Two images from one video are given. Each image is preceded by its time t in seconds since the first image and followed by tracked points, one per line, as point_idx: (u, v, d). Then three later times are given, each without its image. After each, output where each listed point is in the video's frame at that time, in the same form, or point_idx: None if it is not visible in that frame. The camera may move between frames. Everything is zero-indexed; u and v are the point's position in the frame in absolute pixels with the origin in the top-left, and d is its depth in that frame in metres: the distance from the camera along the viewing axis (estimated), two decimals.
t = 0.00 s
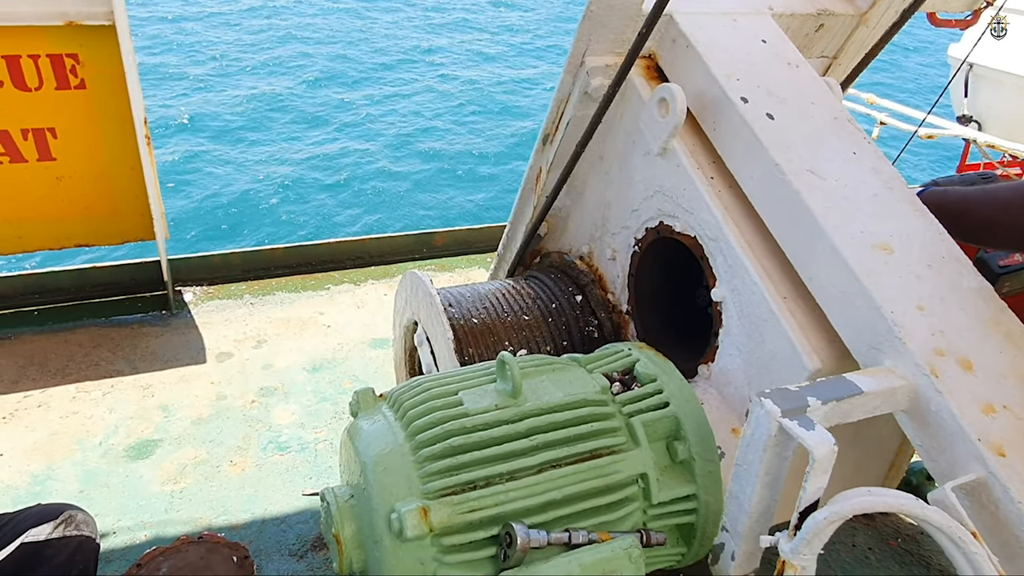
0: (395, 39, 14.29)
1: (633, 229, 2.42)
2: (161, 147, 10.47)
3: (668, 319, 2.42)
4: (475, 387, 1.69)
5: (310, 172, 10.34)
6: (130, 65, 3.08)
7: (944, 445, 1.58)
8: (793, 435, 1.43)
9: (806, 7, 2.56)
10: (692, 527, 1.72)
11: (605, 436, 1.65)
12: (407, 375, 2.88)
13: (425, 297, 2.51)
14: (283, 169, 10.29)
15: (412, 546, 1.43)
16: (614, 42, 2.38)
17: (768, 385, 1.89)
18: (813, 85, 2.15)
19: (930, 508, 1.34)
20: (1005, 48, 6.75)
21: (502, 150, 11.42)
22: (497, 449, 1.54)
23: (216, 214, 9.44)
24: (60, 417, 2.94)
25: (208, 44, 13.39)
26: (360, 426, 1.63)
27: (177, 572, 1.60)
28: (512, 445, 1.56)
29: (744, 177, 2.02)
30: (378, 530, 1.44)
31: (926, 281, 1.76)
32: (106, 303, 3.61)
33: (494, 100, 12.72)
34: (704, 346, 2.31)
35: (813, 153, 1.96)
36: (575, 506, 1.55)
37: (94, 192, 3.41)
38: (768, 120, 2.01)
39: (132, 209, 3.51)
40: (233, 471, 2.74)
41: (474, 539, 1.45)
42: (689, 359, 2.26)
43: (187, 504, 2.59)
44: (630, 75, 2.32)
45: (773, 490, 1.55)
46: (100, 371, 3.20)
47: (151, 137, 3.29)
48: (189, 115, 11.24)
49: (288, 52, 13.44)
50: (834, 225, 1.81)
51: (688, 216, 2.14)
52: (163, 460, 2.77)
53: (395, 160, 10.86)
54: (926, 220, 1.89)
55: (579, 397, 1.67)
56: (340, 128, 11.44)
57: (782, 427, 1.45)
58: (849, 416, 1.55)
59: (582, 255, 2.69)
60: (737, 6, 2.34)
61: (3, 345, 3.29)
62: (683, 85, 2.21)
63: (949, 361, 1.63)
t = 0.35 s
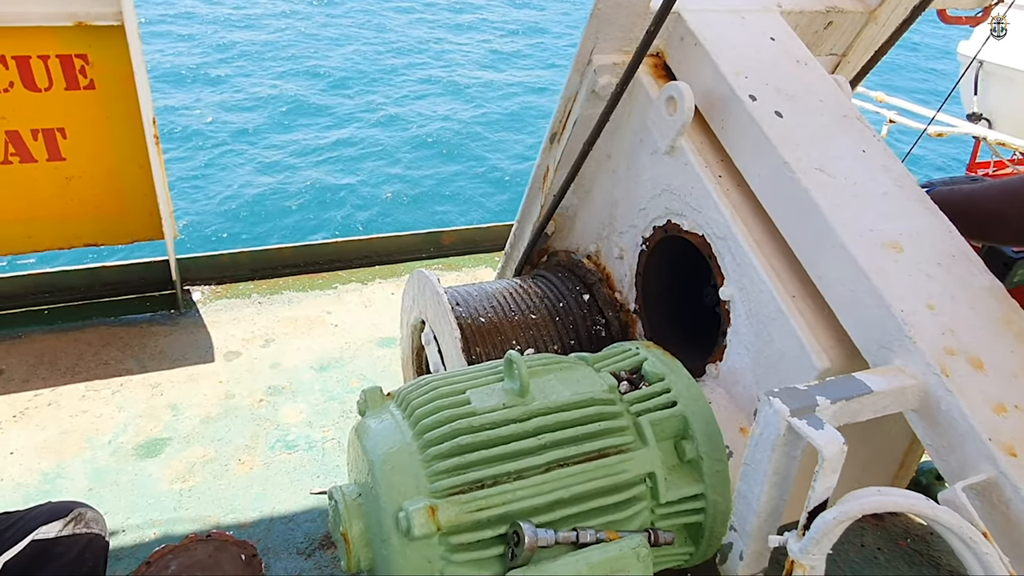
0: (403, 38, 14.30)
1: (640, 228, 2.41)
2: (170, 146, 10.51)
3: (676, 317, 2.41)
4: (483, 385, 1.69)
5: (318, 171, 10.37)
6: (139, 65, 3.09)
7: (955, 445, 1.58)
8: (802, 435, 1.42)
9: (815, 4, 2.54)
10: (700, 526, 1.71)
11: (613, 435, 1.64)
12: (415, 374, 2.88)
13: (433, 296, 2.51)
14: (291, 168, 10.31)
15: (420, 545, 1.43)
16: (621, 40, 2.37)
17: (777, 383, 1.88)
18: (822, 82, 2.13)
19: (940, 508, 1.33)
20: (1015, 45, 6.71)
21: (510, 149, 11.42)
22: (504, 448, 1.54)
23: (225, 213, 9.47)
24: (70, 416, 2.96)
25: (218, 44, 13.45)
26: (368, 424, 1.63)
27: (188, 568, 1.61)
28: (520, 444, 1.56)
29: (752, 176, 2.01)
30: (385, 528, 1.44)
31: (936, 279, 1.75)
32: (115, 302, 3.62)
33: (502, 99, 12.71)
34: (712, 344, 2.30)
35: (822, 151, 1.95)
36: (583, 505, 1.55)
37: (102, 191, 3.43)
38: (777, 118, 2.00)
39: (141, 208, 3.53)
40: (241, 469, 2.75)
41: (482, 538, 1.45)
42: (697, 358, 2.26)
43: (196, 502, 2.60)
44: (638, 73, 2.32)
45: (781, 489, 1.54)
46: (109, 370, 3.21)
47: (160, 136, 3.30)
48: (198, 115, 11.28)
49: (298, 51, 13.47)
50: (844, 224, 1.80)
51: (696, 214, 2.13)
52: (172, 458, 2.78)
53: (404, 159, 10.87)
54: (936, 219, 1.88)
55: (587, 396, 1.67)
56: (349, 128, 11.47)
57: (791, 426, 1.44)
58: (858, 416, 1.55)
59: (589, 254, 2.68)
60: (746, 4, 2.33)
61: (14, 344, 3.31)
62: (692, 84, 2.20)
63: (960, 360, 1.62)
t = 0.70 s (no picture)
0: (413, 39, 14.33)
1: (650, 228, 2.42)
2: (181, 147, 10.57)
3: (686, 316, 2.42)
4: (494, 384, 1.70)
5: (329, 171, 10.41)
6: (151, 67, 3.11)
7: (966, 444, 1.58)
8: (813, 434, 1.42)
9: (825, 4, 2.54)
10: (711, 525, 1.72)
11: (624, 434, 1.65)
12: (425, 373, 2.90)
13: (443, 296, 2.52)
14: (302, 169, 10.35)
15: (432, 543, 1.44)
16: (631, 40, 2.37)
17: (787, 383, 1.89)
18: (832, 82, 2.13)
19: (951, 508, 1.33)
20: None
21: (520, 148, 11.42)
22: (516, 446, 1.55)
23: (236, 214, 9.52)
24: (84, 415, 2.98)
25: (229, 46, 13.51)
26: (380, 423, 1.64)
27: (201, 565, 1.64)
28: (531, 443, 1.56)
29: (762, 175, 2.01)
30: (398, 526, 1.45)
31: (947, 279, 1.75)
32: (127, 302, 3.65)
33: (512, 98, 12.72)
34: (722, 344, 2.31)
35: (833, 150, 1.95)
36: (594, 504, 1.56)
37: (115, 192, 3.45)
38: (787, 118, 2.00)
39: (153, 208, 3.55)
40: (253, 468, 2.77)
41: (493, 536, 1.46)
42: (707, 358, 2.26)
43: (208, 500, 2.62)
44: (648, 74, 2.32)
45: (792, 488, 1.55)
46: (123, 369, 3.24)
47: (172, 138, 3.33)
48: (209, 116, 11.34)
49: (308, 52, 13.52)
50: (854, 223, 1.80)
51: (706, 214, 2.14)
52: (185, 457, 2.81)
53: (414, 159, 10.90)
54: (948, 218, 1.88)
55: (598, 395, 1.68)
56: (359, 128, 11.50)
57: (802, 425, 1.44)
58: (869, 415, 1.55)
59: (599, 254, 2.69)
60: (756, 4, 2.33)
61: (28, 344, 3.34)
62: (701, 84, 2.21)
63: (971, 360, 1.62)
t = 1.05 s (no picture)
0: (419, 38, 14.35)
1: (657, 227, 2.42)
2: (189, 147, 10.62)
3: (693, 315, 2.42)
4: (502, 383, 1.70)
5: (336, 171, 10.44)
6: (159, 67, 3.13)
7: (974, 443, 1.58)
8: (821, 432, 1.43)
9: (832, 3, 2.55)
10: (718, 523, 1.72)
11: (631, 433, 1.66)
12: (433, 372, 2.91)
13: (450, 295, 2.53)
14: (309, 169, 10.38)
15: (440, 540, 1.45)
16: (638, 40, 2.38)
17: (795, 382, 1.89)
18: (840, 81, 2.13)
19: (959, 506, 1.34)
20: None
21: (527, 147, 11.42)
22: (524, 445, 1.56)
23: (243, 214, 9.55)
24: (93, 413, 3.00)
25: (237, 46, 13.56)
26: (388, 421, 1.65)
27: (215, 561, 1.99)
28: (540, 441, 1.57)
29: (770, 175, 2.02)
30: (407, 523, 1.46)
31: (955, 278, 1.75)
32: (136, 302, 3.68)
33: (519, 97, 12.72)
34: (728, 344, 2.32)
35: (840, 149, 1.95)
36: (601, 502, 1.56)
37: (125, 192, 3.47)
38: (795, 117, 2.00)
39: (162, 208, 3.57)
40: (262, 466, 2.79)
41: (501, 533, 1.47)
42: (714, 357, 2.27)
43: (217, 498, 2.63)
44: (655, 73, 2.33)
45: (799, 486, 1.55)
46: (132, 368, 3.25)
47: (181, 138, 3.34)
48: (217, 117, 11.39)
49: (314, 52, 13.55)
50: (862, 223, 1.80)
51: (713, 213, 2.14)
52: (194, 455, 2.82)
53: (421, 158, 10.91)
54: (956, 217, 1.87)
55: (605, 394, 1.69)
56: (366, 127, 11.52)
57: (810, 423, 1.45)
58: (876, 413, 1.55)
59: (606, 253, 2.69)
60: (763, 3, 2.33)
61: (38, 343, 3.36)
62: (709, 83, 2.21)
63: (979, 359, 1.62)
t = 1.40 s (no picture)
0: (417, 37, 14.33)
1: (654, 226, 2.42)
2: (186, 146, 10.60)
3: (690, 314, 2.42)
4: (499, 382, 1.70)
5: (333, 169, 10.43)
6: (155, 65, 3.11)
7: (971, 442, 1.58)
8: (818, 431, 1.42)
9: (829, 1, 2.54)
10: (715, 523, 1.72)
11: (628, 432, 1.65)
12: (429, 371, 2.90)
13: (447, 294, 2.53)
14: (306, 168, 10.37)
15: (436, 539, 1.44)
16: (636, 38, 2.37)
17: (792, 381, 1.89)
18: (837, 80, 2.13)
19: (956, 505, 1.34)
20: None
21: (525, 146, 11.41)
22: (521, 444, 1.55)
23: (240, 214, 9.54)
24: (89, 412, 2.99)
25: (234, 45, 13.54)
26: (384, 420, 1.64)
27: (210, 560, 2.00)
28: (536, 440, 1.57)
29: (767, 173, 2.01)
30: (403, 523, 1.46)
31: (952, 276, 1.75)
32: (132, 301, 3.66)
33: (516, 96, 12.71)
34: (725, 343, 2.32)
35: (837, 147, 1.95)
36: (597, 501, 1.56)
37: (120, 191, 3.46)
38: (792, 115, 2.00)
39: (158, 206, 3.56)
40: (258, 465, 2.78)
41: (498, 532, 1.47)
42: (711, 356, 2.27)
43: (213, 498, 2.63)
44: (652, 71, 2.33)
45: (796, 486, 1.55)
46: (127, 367, 3.24)
47: (177, 136, 3.33)
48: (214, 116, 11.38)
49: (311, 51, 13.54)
50: (859, 221, 1.80)
51: (710, 212, 2.14)
52: (190, 454, 2.81)
53: (418, 157, 10.90)
54: (953, 215, 1.87)
55: (602, 393, 1.68)
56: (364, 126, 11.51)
57: (807, 422, 1.44)
58: (873, 412, 1.55)
59: (603, 252, 2.69)
60: (760, 2, 2.33)
61: (33, 341, 3.35)
62: (706, 81, 2.21)
63: (976, 358, 1.62)
